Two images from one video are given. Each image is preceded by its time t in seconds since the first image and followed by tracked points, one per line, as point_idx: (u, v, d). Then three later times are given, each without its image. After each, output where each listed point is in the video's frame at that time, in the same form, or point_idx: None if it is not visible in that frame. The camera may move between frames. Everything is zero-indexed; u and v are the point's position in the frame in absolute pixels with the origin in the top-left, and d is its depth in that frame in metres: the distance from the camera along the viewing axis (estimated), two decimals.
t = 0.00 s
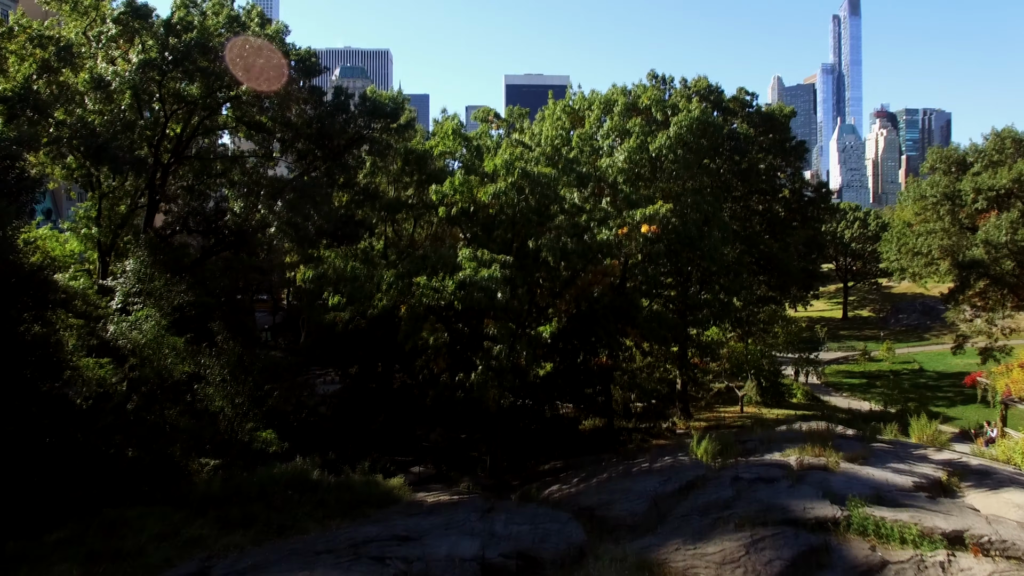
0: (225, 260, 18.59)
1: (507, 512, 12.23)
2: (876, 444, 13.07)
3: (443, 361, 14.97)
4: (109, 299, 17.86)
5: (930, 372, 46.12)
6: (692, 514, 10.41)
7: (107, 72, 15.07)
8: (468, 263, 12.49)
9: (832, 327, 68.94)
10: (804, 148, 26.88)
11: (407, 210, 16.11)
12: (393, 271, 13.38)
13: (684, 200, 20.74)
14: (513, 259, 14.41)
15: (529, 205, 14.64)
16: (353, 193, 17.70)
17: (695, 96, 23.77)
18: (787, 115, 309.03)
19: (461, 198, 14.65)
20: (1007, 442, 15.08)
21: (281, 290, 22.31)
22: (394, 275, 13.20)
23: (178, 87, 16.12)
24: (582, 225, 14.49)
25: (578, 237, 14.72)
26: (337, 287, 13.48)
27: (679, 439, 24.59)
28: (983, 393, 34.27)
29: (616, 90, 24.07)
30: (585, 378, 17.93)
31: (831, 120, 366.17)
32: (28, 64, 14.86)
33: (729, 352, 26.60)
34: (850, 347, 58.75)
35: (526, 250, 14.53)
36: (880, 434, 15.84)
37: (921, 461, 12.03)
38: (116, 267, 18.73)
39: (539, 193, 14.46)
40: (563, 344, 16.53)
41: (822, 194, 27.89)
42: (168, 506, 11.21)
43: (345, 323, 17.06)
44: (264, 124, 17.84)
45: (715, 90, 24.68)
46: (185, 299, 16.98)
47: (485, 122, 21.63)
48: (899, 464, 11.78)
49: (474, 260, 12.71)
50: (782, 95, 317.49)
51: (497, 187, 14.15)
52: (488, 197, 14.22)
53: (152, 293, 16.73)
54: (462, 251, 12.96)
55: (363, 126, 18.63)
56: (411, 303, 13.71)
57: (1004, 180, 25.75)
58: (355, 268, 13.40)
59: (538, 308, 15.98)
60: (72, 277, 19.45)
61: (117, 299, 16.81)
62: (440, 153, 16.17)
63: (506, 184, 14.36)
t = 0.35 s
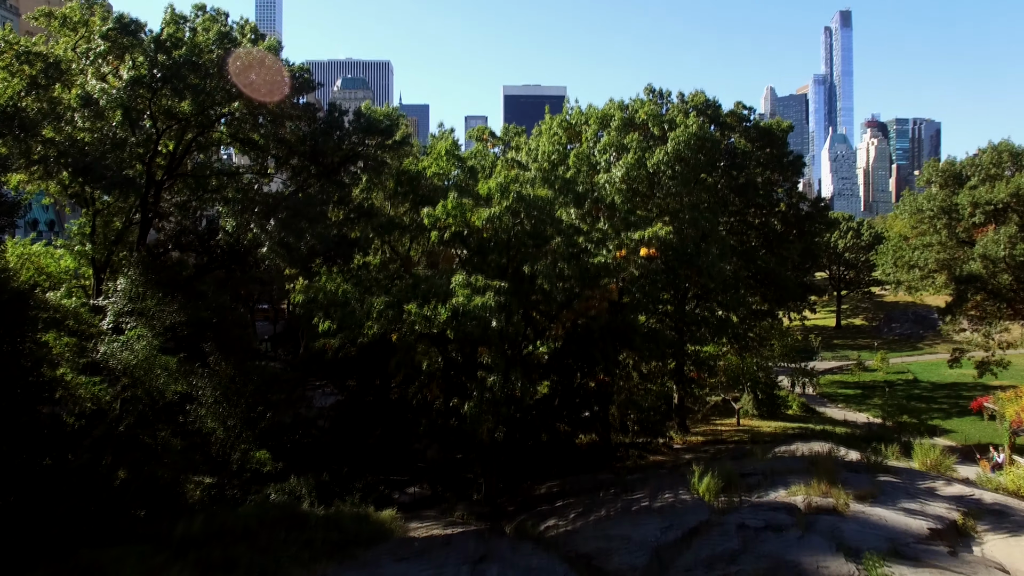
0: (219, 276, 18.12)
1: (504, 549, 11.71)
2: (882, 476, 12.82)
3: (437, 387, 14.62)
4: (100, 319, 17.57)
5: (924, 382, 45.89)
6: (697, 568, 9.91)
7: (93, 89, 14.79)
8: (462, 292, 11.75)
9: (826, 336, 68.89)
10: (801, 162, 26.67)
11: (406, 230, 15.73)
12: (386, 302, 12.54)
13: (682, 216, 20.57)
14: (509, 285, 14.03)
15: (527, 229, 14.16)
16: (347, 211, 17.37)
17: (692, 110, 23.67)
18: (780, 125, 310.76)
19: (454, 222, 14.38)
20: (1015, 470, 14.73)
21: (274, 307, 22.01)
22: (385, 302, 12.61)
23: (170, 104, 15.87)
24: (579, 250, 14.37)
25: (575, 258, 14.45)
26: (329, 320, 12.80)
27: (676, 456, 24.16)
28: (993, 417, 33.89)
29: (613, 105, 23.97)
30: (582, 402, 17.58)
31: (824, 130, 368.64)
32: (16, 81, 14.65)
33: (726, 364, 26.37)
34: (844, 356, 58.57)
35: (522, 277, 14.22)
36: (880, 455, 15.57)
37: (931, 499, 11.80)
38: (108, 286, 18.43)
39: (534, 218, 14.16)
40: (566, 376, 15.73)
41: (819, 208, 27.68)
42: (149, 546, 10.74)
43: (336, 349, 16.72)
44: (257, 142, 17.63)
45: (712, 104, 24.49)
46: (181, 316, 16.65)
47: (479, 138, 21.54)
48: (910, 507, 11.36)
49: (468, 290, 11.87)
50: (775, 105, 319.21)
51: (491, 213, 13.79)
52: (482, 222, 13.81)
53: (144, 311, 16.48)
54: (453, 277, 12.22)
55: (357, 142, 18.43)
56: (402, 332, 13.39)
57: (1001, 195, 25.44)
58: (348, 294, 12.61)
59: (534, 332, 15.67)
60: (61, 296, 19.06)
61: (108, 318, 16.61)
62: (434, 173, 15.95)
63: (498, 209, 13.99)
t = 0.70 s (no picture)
0: (211, 296, 17.78)
1: None
2: (893, 513, 12.04)
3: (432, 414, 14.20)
4: (90, 339, 17.19)
5: (920, 392, 45.62)
6: None
7: (80, 106, 14.50)
8: (456, 320, 11.45)
9: (821, 344, 68.78)
10: (799, 174, 26.38)
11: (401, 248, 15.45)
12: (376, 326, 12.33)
13: (681, 232, 20.39)
14: (504, 310, 13.65)
15: (524, 253, 13.95)
16: (340, 228, 17.08)
17: (691, 124, 23.48)
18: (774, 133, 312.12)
19: (449, 239, 14.09)
20: None
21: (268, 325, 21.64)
22: (377, 332, 12.29)
23: (160, 120, 15.57)
24: (578, 273, 14.11)
25: (573, 282, 14.22)
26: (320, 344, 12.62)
27: (674, 472, 23.80)
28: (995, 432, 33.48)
29: (611, 118, 23.80)
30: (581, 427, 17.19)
31: (818, 138, 370.46)
32: (3, 98, 14.37)
33: (724, 377, 26.20)
34: (840, 365, 58.32)
35: (517, 302, 13.80)
36: (885, 477, 15.23)
37: (949, 541, 10.84)
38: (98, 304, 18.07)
39: (530, 241, 13.93)
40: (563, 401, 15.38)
41: (818, 220, 27.45)
42: None
43: (329, 373, 16.36)
44: (251, 158, 17.41)
45: (710, 117, 24.22)
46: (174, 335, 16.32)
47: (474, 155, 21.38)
48: (926, 548, 10.47)
49: (462, 318, 11.57)
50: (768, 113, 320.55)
51: (487, 239, 13.53)
52: (476, 248, 13.57)
53: (135, 330, 16.15)
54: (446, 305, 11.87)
55: (352, 157, 18.22)
56: (395, 359, 12.92)
57: (1002, 208, 25.08)
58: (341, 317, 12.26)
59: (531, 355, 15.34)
60: (52, 314, 18.74)
61: (98, 338, 16.30)
62: (427, 192, 15.73)
63: (495, 233, 13.74)
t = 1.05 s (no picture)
0: (202, 315, 17.39)
1: None
2: (909, 555, 11.35)
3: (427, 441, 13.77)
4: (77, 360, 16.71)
5: (919, 402, 45.28)
6: None
7: (64, 122, 14.04)
8: (448, 352, 9.70)
9: (818, 351, 68.58)
10: (800, 186, 26.05)
11: (397, 268, 15.06)
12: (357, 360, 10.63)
13: (682, 247, 20.09)
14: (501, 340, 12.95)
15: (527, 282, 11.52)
16: (334, 245, 16.69)
17: (690, 137, 23.19)
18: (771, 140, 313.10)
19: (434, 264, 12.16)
20: None
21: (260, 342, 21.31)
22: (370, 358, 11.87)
23: (148, 136, 15.14)
24: (579, 294, 11.88)
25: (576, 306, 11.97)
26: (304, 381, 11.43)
27: (674, 489, 23.37)
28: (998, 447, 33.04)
29: (609, 131, 23.51)
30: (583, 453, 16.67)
31: (814, 145, 371.77)
32: None
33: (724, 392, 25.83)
34: (837, 374, 57.98)
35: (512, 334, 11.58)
36: (891, 500, 15.05)
37: None
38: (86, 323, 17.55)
39: (524, 264, 11.77)
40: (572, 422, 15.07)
41: (819, 232, 27.13)
42: None
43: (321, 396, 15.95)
44: (243, 174, 17.06)
45: (710, 130, 23.94)
46: (163, 356, 15.88)
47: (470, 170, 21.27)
48: None
49: (457, 351, 9.78)
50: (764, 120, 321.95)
51: (480, 265, 11.47)
52: (469, 276, 11.49)
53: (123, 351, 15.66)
54: (440, 334, 10.15)
55: (348, 173, 18.20)
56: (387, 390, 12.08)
57: (1005, 222, 24.73)
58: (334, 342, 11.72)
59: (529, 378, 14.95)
60: (40, 332, 18.27)
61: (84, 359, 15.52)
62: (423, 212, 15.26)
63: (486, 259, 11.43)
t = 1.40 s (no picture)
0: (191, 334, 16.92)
1: None
2: None
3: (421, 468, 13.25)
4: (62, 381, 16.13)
5: (919, 411, 44.81)
6: None
7: (46, 138, 13.58)
8: (442, 386, 9.25)
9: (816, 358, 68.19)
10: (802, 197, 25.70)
11: (390, 285, 14.60)
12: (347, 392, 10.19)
13: (682, 262, 19.78)
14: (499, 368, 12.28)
15: (518, 308, 11.07)
16: (328, 262, 16.27)
17: (692, 148, 22.88)
18: (767, 145, 313.56)
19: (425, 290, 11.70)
20: None
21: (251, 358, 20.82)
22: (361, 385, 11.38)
23: (135, 151, 14.43)
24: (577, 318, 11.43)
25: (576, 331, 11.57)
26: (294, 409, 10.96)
27: (674, 506, 22.86)
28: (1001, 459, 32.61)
29: (609, 142, 23.19)
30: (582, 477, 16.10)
31: (810, 151, 372.53)
32: None
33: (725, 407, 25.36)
34: (836, 382, 57.43)
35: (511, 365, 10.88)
36: (899, 526, 14.73)
37: None
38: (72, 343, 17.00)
39: (525, 294, 11.20)
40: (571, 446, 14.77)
41: (822, 243, 26.78)
42: None
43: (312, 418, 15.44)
44: (233, 190, 16.63)
45: (711, 141, 23.61)
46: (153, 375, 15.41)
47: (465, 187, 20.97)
48: None
49: (450, 384, 9.34)
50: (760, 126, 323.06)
51: (474, 295, 11.07)
52: (462, 308, 11.10)
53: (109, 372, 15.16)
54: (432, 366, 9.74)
55: (342, 188, 17.84)
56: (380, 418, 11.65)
57: (1010, 233, 24.39)
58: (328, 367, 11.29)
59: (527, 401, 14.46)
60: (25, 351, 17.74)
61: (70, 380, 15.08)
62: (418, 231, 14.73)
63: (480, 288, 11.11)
